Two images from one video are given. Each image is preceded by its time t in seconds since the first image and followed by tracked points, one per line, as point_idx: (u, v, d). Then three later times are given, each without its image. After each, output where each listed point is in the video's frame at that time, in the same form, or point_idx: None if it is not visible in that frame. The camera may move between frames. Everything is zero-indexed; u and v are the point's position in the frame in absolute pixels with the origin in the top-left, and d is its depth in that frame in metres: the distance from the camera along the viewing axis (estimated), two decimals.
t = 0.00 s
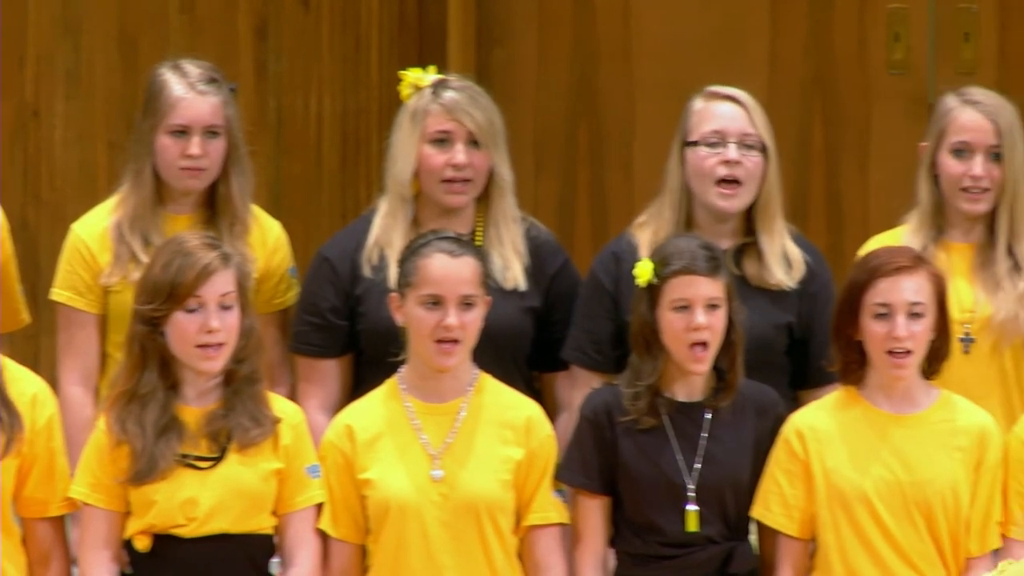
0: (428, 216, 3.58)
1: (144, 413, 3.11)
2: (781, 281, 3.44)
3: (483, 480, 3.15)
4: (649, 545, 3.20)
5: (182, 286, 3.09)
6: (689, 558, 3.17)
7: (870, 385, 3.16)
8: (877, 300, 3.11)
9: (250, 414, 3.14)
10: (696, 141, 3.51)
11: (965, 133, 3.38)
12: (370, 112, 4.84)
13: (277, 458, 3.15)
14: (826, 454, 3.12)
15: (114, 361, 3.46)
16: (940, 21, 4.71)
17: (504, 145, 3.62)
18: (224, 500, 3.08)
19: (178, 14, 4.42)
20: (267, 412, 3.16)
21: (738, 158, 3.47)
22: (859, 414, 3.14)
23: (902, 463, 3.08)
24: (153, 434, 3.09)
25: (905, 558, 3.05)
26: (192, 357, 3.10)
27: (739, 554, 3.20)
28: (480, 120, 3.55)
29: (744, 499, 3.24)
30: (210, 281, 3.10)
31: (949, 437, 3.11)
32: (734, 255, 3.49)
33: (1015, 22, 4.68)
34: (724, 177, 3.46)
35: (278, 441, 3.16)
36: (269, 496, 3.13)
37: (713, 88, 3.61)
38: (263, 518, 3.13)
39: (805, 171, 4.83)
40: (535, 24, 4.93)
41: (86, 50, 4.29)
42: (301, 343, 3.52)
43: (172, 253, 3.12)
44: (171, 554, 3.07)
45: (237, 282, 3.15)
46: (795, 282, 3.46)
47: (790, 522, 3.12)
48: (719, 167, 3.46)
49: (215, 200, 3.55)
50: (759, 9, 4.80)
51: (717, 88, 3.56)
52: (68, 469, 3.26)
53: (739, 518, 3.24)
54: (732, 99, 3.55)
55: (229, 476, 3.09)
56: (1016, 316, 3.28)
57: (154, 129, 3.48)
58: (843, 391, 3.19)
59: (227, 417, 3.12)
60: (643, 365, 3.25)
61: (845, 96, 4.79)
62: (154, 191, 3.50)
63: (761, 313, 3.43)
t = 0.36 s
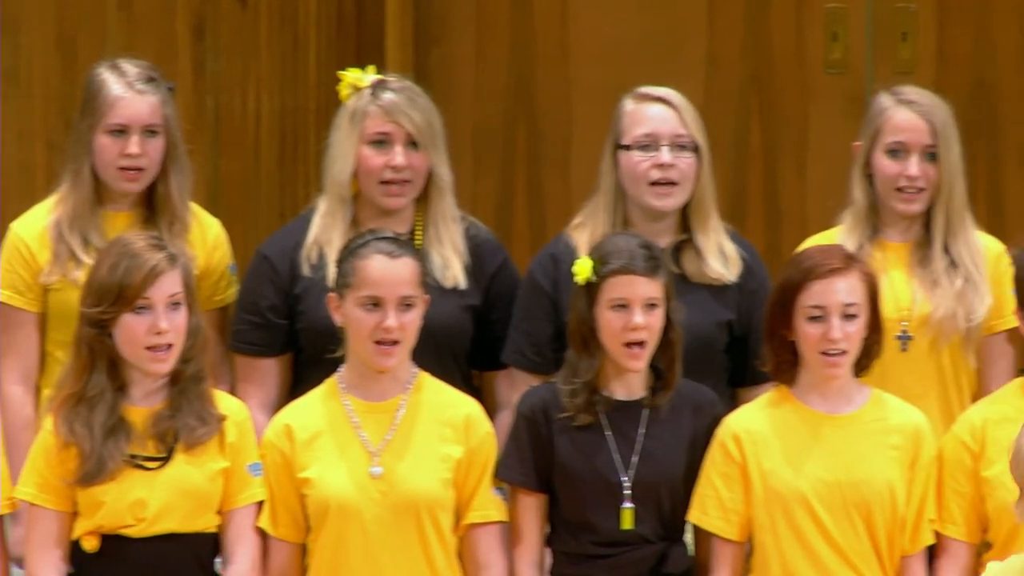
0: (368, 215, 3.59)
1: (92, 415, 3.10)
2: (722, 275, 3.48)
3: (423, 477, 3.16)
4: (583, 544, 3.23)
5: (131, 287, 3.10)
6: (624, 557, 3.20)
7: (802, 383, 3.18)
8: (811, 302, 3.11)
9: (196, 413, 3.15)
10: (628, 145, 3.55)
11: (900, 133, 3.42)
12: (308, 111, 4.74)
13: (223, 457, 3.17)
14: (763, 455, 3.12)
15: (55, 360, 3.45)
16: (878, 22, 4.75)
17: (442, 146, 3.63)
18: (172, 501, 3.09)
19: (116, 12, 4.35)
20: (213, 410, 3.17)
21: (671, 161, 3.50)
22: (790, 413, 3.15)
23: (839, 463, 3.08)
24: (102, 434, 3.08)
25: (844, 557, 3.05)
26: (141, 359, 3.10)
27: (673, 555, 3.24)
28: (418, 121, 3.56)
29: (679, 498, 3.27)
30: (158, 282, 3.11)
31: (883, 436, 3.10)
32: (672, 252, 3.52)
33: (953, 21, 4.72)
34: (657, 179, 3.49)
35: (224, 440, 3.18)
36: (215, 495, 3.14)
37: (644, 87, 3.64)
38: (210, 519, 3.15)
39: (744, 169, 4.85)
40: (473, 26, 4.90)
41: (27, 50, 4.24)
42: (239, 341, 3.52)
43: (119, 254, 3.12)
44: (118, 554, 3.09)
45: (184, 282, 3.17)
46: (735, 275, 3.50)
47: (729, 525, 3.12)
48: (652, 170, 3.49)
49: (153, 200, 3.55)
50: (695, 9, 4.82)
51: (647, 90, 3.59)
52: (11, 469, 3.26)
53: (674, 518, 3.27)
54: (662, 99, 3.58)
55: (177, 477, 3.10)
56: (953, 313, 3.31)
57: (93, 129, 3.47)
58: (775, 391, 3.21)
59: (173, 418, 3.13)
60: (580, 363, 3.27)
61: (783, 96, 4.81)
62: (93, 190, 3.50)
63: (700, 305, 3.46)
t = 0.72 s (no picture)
0: (316, 214, 3.58)
1: (38, 413, 3.09)
2: (672, 272, 3.50)
3: (374, 478, 3.16)
4: (533, 543, 3.23)
5: (79, 285, 3.08)
6: (574, 557, 3.21)
7: (743, 383, 3.19)
8: (754, 302, 3.13)
9: (143, 415, 3.13)
10: (577, 146, 3.56)
11: (846, 131, 3.45)
12: (257, 109, 4.70)
13: (169, 460, 3.16)
14: (709, 456, 3.13)
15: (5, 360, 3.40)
16: (826, 20, 4.77)
17: (391, 144, 3.63)
18: (118, 501, 3.08)
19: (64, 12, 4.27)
20: (160, 413, 3.15)
21: (618, 162, 3.51)
22: (733, 413, 3.16)
23: (786, 462, 3.09)
24: (48, 432, 3.07)
25: (792, 555, 3.07)
26: (88, 356, 3.08)
27: (622, 557, 3.24)
28: (367, 119, 3.55)
29: (629, 499, 3.27)
30: (106, 281, 3.09)
31: (827, 434, 3.12)
32: (622, 250, 3.54)
33: (901, 20, 4.75)
34: (605, 179, 3.50)
35: (170, 442, 3.17)
36: (160, 497, 3.13)
37: (593, 86, 3.64)
38: (155, 520, 3.13)
39: (692, 168, 4.87)
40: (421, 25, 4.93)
41: None
42: (188, 342, 3.51)
43: (68, 252, 3.10)
44: (63, 554, 3.07)
45: (133, 281, 3.15)
46: (684, 273, 3.52)
47: (676, 528, 3.12)
48: (600, 171, 3.50)
49: (104, 198, 3.52)
50: (646, 10, 4.84)
51: (595, 89, 3.59)
52: None
53: (623, 519, 3.26)
54: (610, 99, 3.59)
55: (123, 477, 3.09)
56: (900, 313, 3.34)
57: (42, 127, 3.45)
58: (715, 393, 3.22)
59: (120, 418, 3.11)
60: (529, 361, 3.29)
61: (731, 95, 4.83)
62: (43, 189, 3.47)
63: (651, 303, 3.48)
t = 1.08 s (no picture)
0: (269, 214, 3.56)
1: None
2: (626, 271, 3.50)
3: (328, 476, 3.14)
4: (488, 542, 3.23)
5: (23, 281, 3.05)
6: (528, 556, 3.20)
7: (691, 382, 3.20)
8: (700, 298, 3.14)
9: (86, 412, 3.10)
10: (532, 143, 3.55)
11: (801, 127, 3.45)
12: (209, 107, 4.68)
13: (112, 456, 3.12)
14: (659, 457, 3.13)
15: None
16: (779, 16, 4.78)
17: (343, 142, 3.61)
18: (62, 496, 3.05)
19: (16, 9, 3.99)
20: (103, 410, 3.12)
21: (573, 159, 3.50)
22: (682, 412, 3.16)
23: (736, 460, 3.10)
24: None
25: (744, 553, 3.07)
26: (32, 353, 3.05)
27: (577, 555, 3.24)
28: (320, 118, 3.53)
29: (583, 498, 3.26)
30: (51, 276, 3.06)
31: (776, 430, 3.14)
32: (576, 248, 3.54)
33: (854, 18, 4.77)
34: (559, 177, 3.49)
35: (113, 439, 3.13)
36: (104, 493, 3.10)
37: (549, 83, 3.63)
38: (98, 517, 3.10)
39: (646, 166, 4.87)
40: (374, 23, 4.91)
41: None
42: (143, 339, 3.47)
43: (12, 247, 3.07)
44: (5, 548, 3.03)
45: (78, 277, 3.12)
46: (637, 271, 3.52)
47: (628, 529, 3.11)
48: (554, 168, 3.49)
49: (58, 197, 3.49)
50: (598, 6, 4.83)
51: (552, 87, 3.58)
52: None
53: (578, 517, 3.25)
54: (565, 97, 3.58)
55: (66, 473, 3.06)
56: (854, 312, 3.35)
57: None
58: (660, 393, 3.22)
59: (63, 415, 3.08)
60: (484, 357, 3.29)
61: (684, 93, 4.83)
62: None
63: (606, 301, 3.47)
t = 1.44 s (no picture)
0: (220, 208, 3.53)
1: None
2: (577, 264, 3.49)
3: (278, 473, 3.13)
4: (441, 539, 3.22)
5: None
6: (481, 553, 3.19)
7: (641, 379, 3.21)
8: (651, 298, 3.14)
9: (34, 409, 3.06)
10: (481, 142, 3.53)
11: (753, 123, 3.45)
12: (161, 104, 4.68)
13: (60, 453, 3.09)
14: (609, 454, 3.14)
15: None
16: (729, 13, 4.81)
17: (294, 138, 3.59)
18: (8, 494, 3.02)
19: None
20: (51, 407, 3.09)
21: (523, 158, 3.49)
22: (631, 408, 3.18)
23: (687, 457, 3.11)
24: None
25: (695, 550, 3.08)
26: None
27: (530, 552, 3.23)
28: (271, 113, 3.51)
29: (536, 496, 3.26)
30: None
31: (728, 427, 3.15)
32: (527, 245, 3.53)
33: (806, 15, 4.80)
34: (510, 176, 3.48)
35: (61, 436, 3.10)
36: (52, 490, 3.07)
37: (496, 81, 3.60)
38: (47, 513, 3.07)
39: (597, 162, 4.88)
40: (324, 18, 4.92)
41: None
42: (94, 337, 3.44)
43: None
44: None
45: (24, 274, 3.08)
46: (587, 264, 3.52)
47: (578, 526, 3.11)
48: (504, 168, 3.48)
49: (10, 192, 3.47)
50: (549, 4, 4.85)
51: (499, 86, 3.55)
52: None
53: (532, 514, 3.25)
54: (513, 95, 3.55)
55: (12, 470, 3.03)
56: (807, 309, 3.36)
57: None
58: (614, 389, 3.24)
59: (10, 413, 3.05)
60: (436, 355, 3.28)
61: (636, 90, 4.85)
62: None
63: (558, 298, 3.46)
